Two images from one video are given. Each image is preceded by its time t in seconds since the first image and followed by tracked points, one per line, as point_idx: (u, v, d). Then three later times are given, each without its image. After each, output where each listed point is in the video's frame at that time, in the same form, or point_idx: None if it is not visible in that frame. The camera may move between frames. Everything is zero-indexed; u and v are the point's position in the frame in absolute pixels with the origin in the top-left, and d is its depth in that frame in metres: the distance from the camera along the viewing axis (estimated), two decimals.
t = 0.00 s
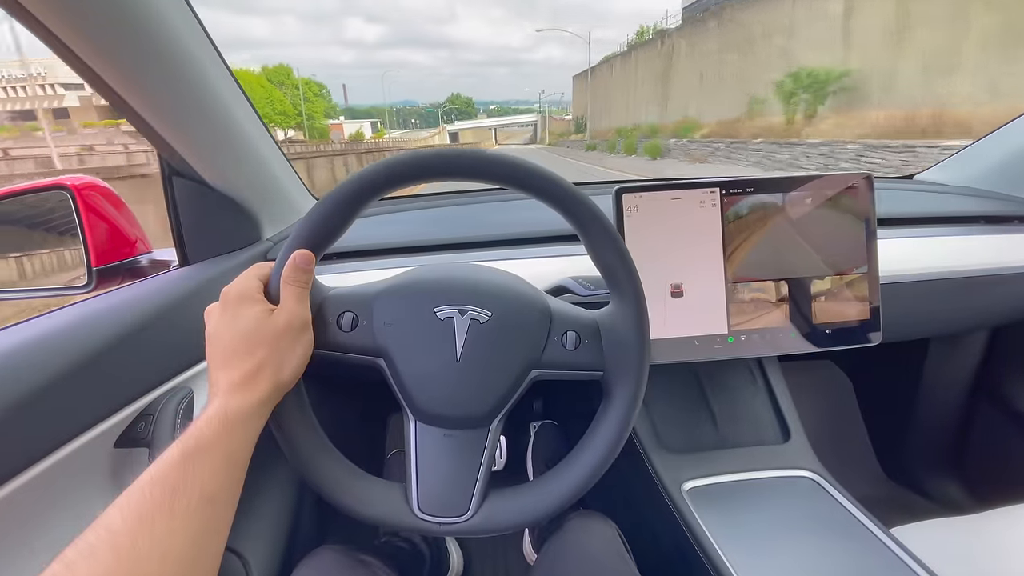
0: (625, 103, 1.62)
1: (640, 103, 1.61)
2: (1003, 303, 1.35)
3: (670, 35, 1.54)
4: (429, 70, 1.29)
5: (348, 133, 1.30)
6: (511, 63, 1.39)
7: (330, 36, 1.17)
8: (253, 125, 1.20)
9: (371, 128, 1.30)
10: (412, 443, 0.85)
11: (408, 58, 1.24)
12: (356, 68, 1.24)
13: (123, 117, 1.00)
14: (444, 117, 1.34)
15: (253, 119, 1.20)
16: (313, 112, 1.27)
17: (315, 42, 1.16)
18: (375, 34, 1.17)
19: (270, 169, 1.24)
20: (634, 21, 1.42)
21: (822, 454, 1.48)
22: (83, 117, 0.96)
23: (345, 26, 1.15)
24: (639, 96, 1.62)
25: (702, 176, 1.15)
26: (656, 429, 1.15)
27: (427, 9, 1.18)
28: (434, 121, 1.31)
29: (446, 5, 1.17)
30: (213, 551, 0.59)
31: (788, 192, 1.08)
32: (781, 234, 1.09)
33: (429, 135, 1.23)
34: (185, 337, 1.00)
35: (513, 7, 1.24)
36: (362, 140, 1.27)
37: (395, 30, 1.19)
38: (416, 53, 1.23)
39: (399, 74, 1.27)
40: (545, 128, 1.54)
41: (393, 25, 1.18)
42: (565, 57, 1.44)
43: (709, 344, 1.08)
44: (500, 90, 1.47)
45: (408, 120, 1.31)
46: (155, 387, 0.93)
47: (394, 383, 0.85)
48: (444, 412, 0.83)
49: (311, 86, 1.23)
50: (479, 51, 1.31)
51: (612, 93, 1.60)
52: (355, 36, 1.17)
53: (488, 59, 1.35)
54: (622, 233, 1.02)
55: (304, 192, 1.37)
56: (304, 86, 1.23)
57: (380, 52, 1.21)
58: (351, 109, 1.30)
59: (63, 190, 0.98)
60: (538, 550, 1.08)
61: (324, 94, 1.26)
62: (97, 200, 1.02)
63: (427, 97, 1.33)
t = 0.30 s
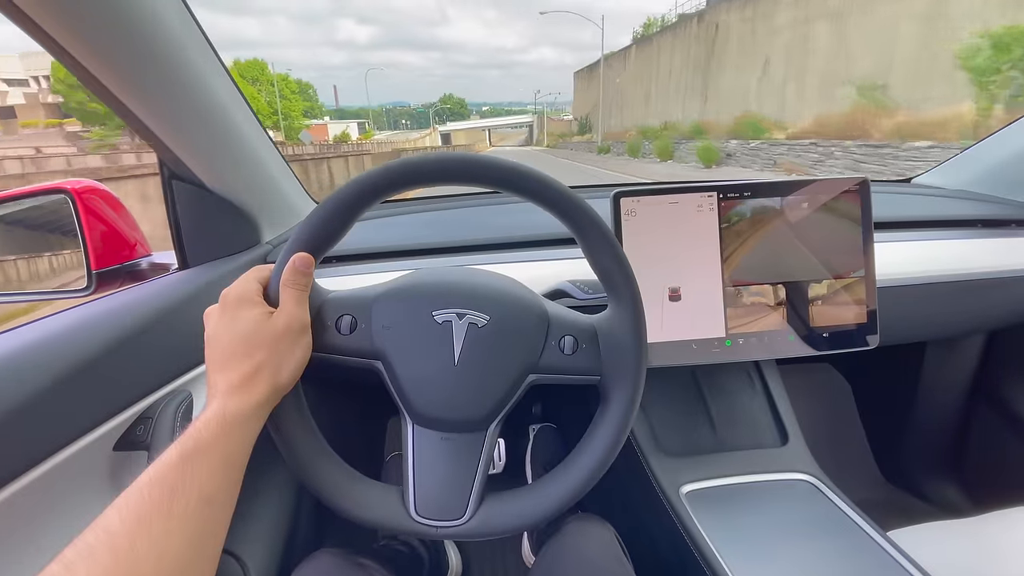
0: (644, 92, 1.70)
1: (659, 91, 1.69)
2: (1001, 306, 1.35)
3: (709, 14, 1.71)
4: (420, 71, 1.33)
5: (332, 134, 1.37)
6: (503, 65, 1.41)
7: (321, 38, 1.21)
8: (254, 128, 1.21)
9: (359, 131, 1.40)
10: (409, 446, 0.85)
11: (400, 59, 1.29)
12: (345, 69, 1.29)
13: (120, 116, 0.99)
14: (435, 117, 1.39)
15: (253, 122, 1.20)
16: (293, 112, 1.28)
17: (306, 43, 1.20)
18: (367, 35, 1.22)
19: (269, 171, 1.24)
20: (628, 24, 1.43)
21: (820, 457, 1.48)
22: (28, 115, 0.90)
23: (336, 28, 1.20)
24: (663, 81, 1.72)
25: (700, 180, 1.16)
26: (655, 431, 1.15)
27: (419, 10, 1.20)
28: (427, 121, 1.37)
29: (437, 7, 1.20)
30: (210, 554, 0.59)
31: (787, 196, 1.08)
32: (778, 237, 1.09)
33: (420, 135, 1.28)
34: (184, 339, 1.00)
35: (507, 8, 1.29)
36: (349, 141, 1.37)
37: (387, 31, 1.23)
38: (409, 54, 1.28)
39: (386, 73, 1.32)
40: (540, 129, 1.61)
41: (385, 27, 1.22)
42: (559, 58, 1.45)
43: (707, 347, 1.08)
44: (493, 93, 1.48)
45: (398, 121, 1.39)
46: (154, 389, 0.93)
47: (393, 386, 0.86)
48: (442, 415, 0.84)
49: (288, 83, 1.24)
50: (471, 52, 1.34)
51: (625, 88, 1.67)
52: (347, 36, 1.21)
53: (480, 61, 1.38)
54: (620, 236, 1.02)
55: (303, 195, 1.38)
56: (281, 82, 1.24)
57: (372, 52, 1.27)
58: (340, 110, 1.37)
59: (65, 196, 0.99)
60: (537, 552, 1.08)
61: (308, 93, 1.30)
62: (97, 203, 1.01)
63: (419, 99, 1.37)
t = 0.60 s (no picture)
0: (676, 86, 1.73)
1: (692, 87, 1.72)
2: (1002, 307, 1.35)
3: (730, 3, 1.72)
4: (414, 72, 1.36)
5: (316, 132, 1.36)
6: (496, 66, 1.43)
7: (312, 38, 1.17)
8: (255, 128, 1.21)
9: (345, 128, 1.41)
10: (413, 447, 0.85)
11: (391, 59, 1.29)
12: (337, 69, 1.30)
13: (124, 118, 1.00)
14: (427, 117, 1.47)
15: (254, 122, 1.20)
16: (268, 108, 1.24)
17: (297, 44, 1.16)
18: (358, 35, 1.17)
19: (270, 172, 1.25)
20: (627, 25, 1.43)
21: (821, 458, 1.48)
22: None
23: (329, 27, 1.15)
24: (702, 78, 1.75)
25: (701, 181, 1.16)
26: (656, 432, 1.15)
27: (411, 10, 1.18)
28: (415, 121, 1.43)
29: (429, 5, 1.19)
30: (215, 560, 0.59)
31: (788, 196, 1.08)
32: (779, 238, 1.09)
33: (412, 135, 1.30)
34: (186, 340, 1.00)
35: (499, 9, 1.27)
36: (336, 141, 1.39)
37: (381, 32, 1.18)
38: (401, 54, 1.27)
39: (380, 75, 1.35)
40: (538, 128, 1.70)
41: (379, 27, 1.17)
42: (552, 60, 1.43)
43: (709, 348, 1.08)
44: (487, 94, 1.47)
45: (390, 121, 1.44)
46: (156, 390, 0.93)
47: (396, 387, 0.86)
48: (445, 416, 0.84)
49: (259, 77, 1.19)
50: (463, 53, 1.32)
51: (652, 81, 1.70)
52: (339, 37, 1.18)
53: (474, 62, 1.37)
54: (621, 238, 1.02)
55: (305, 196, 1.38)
56: (252, 77, 1.19)
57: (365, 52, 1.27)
58: (333, 111, 1.38)
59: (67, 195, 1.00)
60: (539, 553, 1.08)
61: (292, 91, 1.27)
62: (99, 204, 1.02)
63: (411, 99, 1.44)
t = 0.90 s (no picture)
0: (730, 61, 1.60)
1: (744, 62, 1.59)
2: (1002, 306, 1.35)
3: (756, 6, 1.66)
4: (409, 72, 1.28)
5: (299, 131, 1.33)
6: (494, 66, 1.39)
7: (305, 37, 1.19)
8: (254, 122, 1.20)
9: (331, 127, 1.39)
10: (414, 444, 0.85)
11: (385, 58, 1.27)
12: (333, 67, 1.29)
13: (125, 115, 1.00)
14: (420, 116, 1.40)
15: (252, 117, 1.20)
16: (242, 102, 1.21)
17: (291, 43, 1.18)
18: (350, 33, 1.19)
19: (269, 168, 1.24)
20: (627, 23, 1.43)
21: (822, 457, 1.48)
22: None
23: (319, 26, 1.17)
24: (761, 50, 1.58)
25: (701, 179, 1.16)
26: (656, 431, 1.15)
27: (406, 10, 1.20)
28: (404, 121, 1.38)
29: (423, 5, 1.20)
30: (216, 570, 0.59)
31: (790, 194, 1.08)
32: (780, 235, 1.09)
33: (401, 135, 1.28)
34: (185, 336, 1.00)
35: (494, 7, 1.27)
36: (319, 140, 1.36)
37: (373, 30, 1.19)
38: (393, 54, 1.25)
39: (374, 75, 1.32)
40: (538, 129, 1.60)
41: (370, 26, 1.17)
42: (547, 59, 1.41)
43: (710, 346, 1.08)
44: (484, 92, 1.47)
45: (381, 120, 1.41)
46: (155, 387, 0.93)
47: (396, 384, 0.85)
48: (445, 413, 0.83)
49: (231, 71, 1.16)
50: (459, 51, 1.30)
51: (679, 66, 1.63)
52: (330, 34, 1.18)
53: (471, 62, 1.33)
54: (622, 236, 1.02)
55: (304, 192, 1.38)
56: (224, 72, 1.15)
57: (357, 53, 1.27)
58: (327, 108, 1.38)
59: (66, 192, 0.98)
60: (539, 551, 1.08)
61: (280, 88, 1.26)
62: (98, 200, 1.02)
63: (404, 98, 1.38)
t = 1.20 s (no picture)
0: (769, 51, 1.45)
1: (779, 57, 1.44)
2: (999, 308, 1.35)
3: None
4: (403, 71, 1.33)
5: (281, 130, 1.30)
6: (489, 65, 1.40)
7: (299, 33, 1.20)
8: (251, 122, 1.20)
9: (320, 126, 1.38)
10: (410, 446, 0.85)
11: (380, 57, 1.29)
12: (328, 67, 1.32)
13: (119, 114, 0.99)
14: (413, 114, 1.40)
15: (249, 118, 1.20)
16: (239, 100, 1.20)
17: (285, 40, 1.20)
18: (346, 33, 1.22)
19: (267, 169, 1.24)
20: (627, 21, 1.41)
21: (817, 458, 1.48)
22: None
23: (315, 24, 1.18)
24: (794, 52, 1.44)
25: (697, 180, 1.16)
26: (652, 432, 1.15)
27: (400, 9, 1.18)
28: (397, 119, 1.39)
29: (418, 5, 1.18)
30: (205, 561, 0.59)
31: (788, 196, 1.08)
32: (778, 237, 1.09)
33: (391, 132, 1.33)
34: (181, 337, 1.00)
35: (489, 8, 1.26)
36: (304, 139, 1.34)
37: (368, 29, 1.22)
38: (389, 53, 1.28)
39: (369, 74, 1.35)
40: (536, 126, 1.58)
41: (365, 24, 1.21)
42: (545, 58, 1.42)
43: (707, 348, 1.08)
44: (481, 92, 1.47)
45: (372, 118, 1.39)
46: (151, 387, 0.93)
47: (391, 387, 0.85)
48: (440, 415, 0.83)
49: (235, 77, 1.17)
50: (454, 52, 1.33)
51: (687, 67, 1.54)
52: (328, 34, 1.21)
53: (466, 61, 1.36)
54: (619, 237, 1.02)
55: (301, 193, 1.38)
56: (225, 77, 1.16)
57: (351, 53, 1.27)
58: (318, 106, 1.37)
59: (60, 190, 0.99)
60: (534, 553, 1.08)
61: (268, 85, 1.24)
62: (94, 200, 1.02)
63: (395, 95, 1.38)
